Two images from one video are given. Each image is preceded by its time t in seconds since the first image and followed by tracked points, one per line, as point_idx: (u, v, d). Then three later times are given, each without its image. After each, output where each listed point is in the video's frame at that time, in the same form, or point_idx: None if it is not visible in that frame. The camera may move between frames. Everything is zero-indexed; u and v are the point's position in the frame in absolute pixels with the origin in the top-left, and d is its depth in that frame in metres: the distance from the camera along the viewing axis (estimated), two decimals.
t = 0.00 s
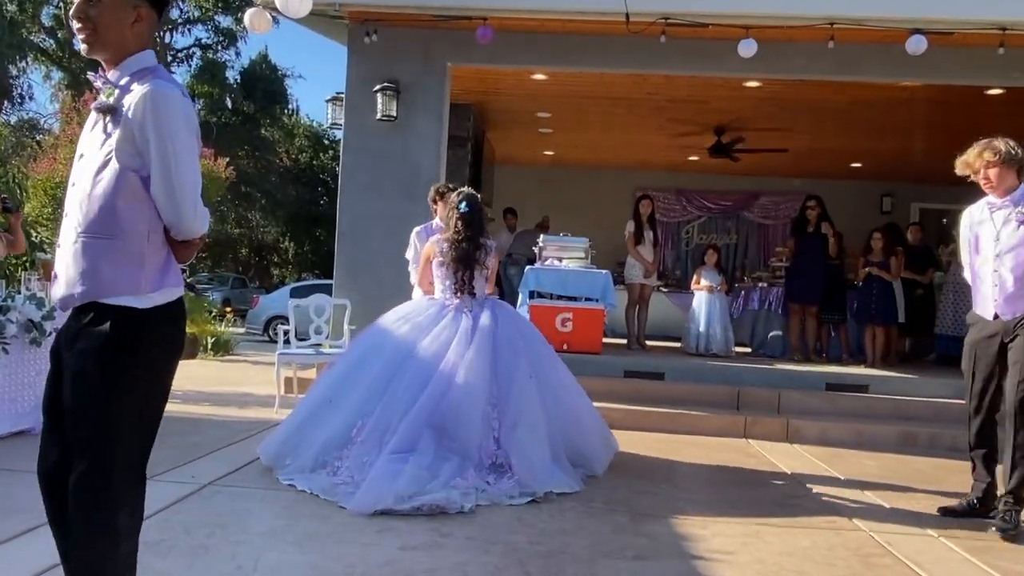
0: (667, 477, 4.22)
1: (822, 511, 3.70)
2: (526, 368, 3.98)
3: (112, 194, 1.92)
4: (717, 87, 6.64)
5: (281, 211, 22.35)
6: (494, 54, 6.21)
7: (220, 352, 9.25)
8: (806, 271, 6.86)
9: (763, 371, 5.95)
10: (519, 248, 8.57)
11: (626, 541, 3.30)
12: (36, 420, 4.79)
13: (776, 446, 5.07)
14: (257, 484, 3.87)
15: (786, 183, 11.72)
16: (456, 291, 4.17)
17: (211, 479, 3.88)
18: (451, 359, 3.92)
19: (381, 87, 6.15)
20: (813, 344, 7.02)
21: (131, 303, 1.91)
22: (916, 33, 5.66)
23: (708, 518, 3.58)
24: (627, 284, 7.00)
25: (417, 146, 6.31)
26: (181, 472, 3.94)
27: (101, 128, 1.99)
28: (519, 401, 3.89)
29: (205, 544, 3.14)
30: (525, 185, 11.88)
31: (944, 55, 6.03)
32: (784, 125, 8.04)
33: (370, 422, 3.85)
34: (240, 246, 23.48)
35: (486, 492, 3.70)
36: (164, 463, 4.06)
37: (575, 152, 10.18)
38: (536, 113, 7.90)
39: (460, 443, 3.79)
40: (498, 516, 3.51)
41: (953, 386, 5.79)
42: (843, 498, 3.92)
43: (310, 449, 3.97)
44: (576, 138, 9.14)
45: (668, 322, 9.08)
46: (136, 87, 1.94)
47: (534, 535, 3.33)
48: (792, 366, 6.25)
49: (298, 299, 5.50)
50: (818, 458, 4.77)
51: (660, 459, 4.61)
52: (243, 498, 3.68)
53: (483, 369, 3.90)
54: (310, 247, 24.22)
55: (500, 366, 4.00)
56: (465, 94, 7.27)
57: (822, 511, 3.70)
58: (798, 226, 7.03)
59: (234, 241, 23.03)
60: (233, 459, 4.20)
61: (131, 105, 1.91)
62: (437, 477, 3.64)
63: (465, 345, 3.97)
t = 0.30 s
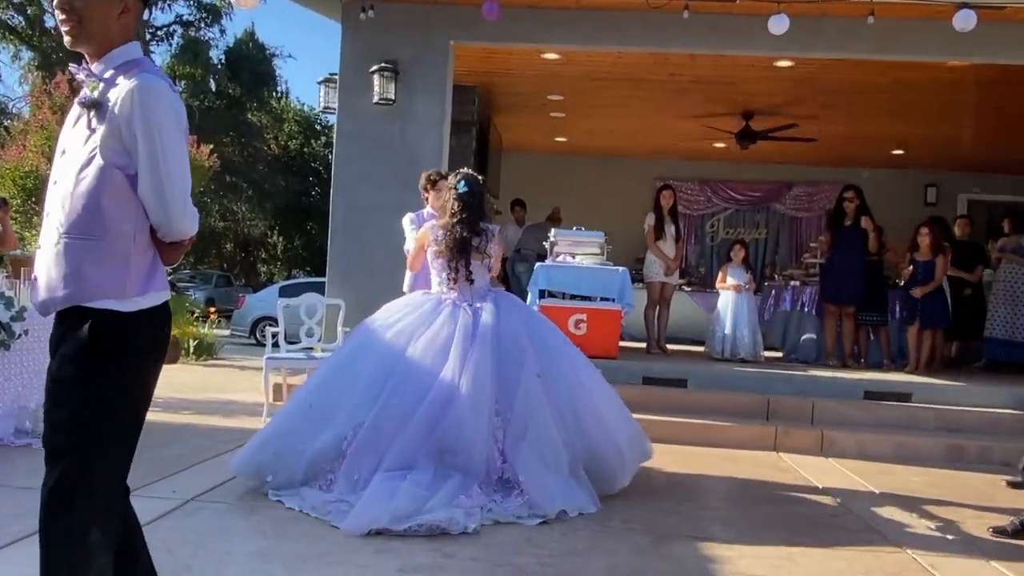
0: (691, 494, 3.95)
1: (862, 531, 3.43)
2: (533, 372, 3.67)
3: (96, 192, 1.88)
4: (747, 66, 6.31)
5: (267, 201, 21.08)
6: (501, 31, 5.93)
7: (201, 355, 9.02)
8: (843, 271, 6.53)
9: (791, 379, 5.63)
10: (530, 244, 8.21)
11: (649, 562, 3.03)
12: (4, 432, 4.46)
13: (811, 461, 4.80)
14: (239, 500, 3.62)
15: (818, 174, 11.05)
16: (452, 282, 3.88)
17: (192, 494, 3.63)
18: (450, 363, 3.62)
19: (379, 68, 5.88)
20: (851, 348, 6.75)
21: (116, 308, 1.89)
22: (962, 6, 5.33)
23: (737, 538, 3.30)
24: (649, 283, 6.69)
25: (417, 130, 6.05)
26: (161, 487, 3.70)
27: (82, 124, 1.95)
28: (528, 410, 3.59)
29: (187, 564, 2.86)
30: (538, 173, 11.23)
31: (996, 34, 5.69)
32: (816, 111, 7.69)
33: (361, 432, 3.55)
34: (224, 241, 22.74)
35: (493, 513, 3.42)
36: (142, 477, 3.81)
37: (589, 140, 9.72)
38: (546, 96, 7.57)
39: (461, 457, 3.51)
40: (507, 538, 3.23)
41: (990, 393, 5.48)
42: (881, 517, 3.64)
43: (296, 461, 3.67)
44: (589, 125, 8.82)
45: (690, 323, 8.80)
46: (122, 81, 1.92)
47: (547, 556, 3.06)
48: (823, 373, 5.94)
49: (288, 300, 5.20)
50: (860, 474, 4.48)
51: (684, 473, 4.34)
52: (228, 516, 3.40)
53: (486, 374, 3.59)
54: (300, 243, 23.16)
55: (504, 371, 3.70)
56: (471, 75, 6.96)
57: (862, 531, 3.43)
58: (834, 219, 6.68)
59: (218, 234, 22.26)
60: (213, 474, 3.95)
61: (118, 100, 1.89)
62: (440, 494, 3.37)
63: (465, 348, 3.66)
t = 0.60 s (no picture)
0: (723, 520, 3.65)
1: (917, 564, 3.13)
2: (545, 386, 3.31)
3: (93, 201, 1.78)
4: (789, 40, 6.00)
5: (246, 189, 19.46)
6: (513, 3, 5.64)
7: (174, 362, 8.70)
8: (894, 267, 6.18)
9: (832, 390, 5.28)
10: (543, 239, 7.85)
11: None
12: None
13: (860, 483, 4.51)
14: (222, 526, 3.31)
15: (866, 156, 10.08)
16: (455, 287, 3.57)
17: (167, 520, 3.32)
18: (453, 377, 3.28)
19: (374, 42, 5.55)
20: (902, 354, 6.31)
21: (120, 319, 1.78)
22: None
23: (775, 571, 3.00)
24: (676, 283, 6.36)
25: (415, 113, 5.75)
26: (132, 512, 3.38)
27: (69, 129, 1.83)
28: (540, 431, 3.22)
29: None
30: (552, 161, 10.41)
31: None
32: (857, 87, 7.28)
33: (350, 451, 3.21)
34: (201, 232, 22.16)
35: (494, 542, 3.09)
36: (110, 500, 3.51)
37: (607, 121, 9.29)
38: (561, 73, 7.24)
39: (462, 480, 3.16)
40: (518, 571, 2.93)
41: None
42: (933, 547, 3.35)
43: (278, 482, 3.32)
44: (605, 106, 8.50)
45: (722, 327, 8.44)
46: (108, 83, 1.80)
47: None
48: (866, 384, 5.59)
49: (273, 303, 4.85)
50: (914, 499, 4.20)
51: (717, 497, 4.03)
52: (205, 544, 3.07)
53: (491, 388, 3.24)
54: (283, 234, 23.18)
55: (513, 385, 3.34)
56: (477, 50, 6.61)
57: (917, 565, 3.13)
58: (885, 207, 6.38)
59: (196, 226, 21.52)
60: (189, 496, 3.64)
61: (106, 104, 1.77)
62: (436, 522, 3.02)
63: (468, 359, 3.32)
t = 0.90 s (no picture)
0: (739, 527, 3.56)
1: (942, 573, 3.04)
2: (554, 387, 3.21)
3: (96, 193, 1.70)
4: (807, 30, 5.90)
5: (248, 186, 19.38)
6: None
7: (174, 364, 8.65)
8: (920, 266, 6.07)
9: (851, 392, 5.19)
10: (552, 236, 7.76)
11: None
12: None
13: (880, 489, 4.42)
14: (229, 533, 3.23)
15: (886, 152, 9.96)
16: (469, 292, 3.48)
17: (168, 526, 3.24)
18: (458, 374, 3.20)
19: (380, 35, 5.50)
20: (926, 355, 6.22)
21: (119, 315, 1.71)
22: None
23: None
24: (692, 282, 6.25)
25: (422, 107, 5.67)
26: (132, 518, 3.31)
27: (70, 124, 1.76)
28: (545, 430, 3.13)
29: None
30: (561, 156, 10.33)
31: None
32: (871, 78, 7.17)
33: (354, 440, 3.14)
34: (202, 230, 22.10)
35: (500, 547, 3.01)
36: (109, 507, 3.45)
37: (618, 114, 9.20)
38: (572, 65, 7.16)
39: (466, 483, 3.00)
40: None
41: None
42: (961, 554, 3.29)
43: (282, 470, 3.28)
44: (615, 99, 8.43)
45: (738, 325, 8.36)
46: (110, 76, 1.73)
47: None
48: (887, 386, 5.49)
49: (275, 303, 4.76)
50: (935, 504, 4.13)
51: (734, 503, 3.95)
52: (208, 550, 3.00)
53: (498, 385, 3.15)
54: (286, 233, 23.12)
55: (521, 383, 3.24)
56: (485, 42, 6.53)
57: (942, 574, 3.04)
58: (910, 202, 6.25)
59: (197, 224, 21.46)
60: (190, 502, 3.57)
61: (109, 96, 1.70)
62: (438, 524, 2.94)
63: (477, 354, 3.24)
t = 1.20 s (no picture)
0: (749, 526, 3.54)
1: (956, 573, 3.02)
2: (566, 384, 3.22)
3: (82, 196, 1.70)
4: (817, 27, 5.89)
5: (257, 186, 19.40)
6: None
7: (185, 363, 8.68)
8: (929, 265, 6.06)
9: (861, 391, 5.17)
10: (562, 235, 7.78)
11: None
12: None
13: (891, 488, 4.41)
14: (243, 532, 3.23)
15: (895, 149, 9.93)
16: (488, 286, 3.48)
17: (178, 525, 3.25)
18: (473, 367, 3.19)
19: (388, 34, 5.50)
20: (936, 354, 6.20)
21: (97, 324, 1.70)
22: None
23: None
24: (701, 280, 6.24)
25: (431, 106, 5.67)
26: (143, 517, 3.32)
27: (61, 124, 1.76)
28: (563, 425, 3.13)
29: None
30: (569, 154, 10.32)
31: None
32: (883, 75, 7.14)
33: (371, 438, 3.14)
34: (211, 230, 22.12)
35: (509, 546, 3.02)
36: (120, 506, 3.45)
37: (627, 113, 9.18)
38: (581, 63, 7.15)
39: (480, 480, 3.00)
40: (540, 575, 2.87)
41: None
42: (972, 552, 3.29)
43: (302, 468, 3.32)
44: (624, 98, 8.42)
45: (748, 324, 8.35)
46: (104, 77, 1.73)
47: None
48: (899, 385, 5.47)
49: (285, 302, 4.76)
50: (946, 503, 4.12)
51: (744, 502, 3.94)
52: (219, 549, 3.00)
53: (512, 384, 3.15)
54: (295, 232, 23.14)
55: (534, 379, 3.24)
56: (495, 40, 6.53)
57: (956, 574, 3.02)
58: (922, 199, 6.22)
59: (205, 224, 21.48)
60: (201, 501, 3.58)
61: (102, 96, 1.70)
62: (454, 519, 2.94)
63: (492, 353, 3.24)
